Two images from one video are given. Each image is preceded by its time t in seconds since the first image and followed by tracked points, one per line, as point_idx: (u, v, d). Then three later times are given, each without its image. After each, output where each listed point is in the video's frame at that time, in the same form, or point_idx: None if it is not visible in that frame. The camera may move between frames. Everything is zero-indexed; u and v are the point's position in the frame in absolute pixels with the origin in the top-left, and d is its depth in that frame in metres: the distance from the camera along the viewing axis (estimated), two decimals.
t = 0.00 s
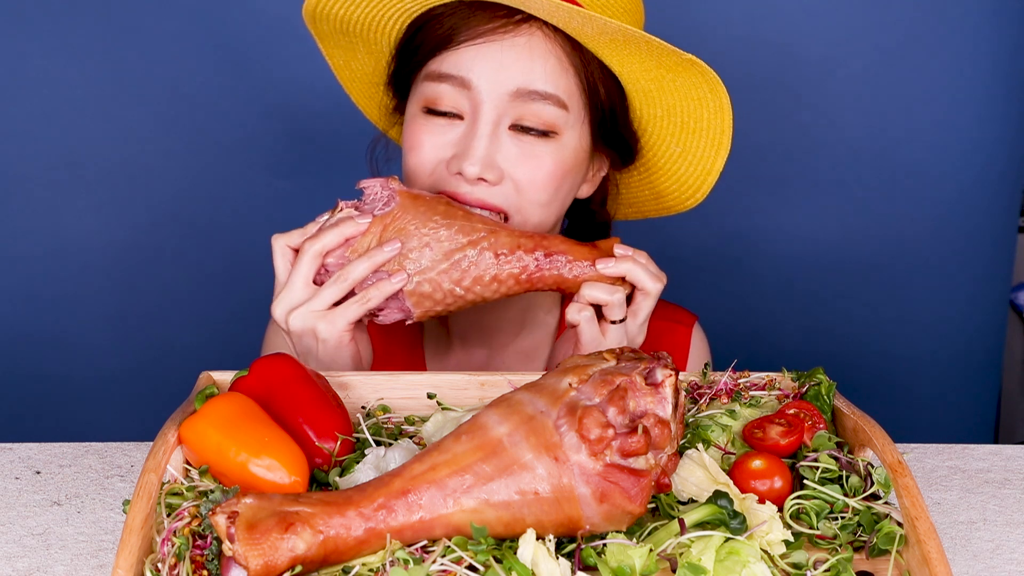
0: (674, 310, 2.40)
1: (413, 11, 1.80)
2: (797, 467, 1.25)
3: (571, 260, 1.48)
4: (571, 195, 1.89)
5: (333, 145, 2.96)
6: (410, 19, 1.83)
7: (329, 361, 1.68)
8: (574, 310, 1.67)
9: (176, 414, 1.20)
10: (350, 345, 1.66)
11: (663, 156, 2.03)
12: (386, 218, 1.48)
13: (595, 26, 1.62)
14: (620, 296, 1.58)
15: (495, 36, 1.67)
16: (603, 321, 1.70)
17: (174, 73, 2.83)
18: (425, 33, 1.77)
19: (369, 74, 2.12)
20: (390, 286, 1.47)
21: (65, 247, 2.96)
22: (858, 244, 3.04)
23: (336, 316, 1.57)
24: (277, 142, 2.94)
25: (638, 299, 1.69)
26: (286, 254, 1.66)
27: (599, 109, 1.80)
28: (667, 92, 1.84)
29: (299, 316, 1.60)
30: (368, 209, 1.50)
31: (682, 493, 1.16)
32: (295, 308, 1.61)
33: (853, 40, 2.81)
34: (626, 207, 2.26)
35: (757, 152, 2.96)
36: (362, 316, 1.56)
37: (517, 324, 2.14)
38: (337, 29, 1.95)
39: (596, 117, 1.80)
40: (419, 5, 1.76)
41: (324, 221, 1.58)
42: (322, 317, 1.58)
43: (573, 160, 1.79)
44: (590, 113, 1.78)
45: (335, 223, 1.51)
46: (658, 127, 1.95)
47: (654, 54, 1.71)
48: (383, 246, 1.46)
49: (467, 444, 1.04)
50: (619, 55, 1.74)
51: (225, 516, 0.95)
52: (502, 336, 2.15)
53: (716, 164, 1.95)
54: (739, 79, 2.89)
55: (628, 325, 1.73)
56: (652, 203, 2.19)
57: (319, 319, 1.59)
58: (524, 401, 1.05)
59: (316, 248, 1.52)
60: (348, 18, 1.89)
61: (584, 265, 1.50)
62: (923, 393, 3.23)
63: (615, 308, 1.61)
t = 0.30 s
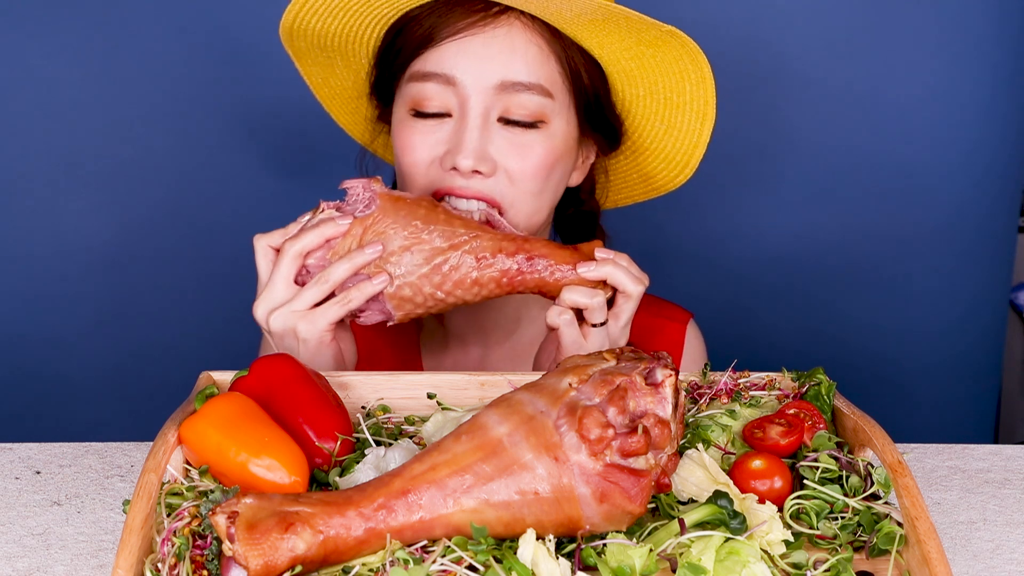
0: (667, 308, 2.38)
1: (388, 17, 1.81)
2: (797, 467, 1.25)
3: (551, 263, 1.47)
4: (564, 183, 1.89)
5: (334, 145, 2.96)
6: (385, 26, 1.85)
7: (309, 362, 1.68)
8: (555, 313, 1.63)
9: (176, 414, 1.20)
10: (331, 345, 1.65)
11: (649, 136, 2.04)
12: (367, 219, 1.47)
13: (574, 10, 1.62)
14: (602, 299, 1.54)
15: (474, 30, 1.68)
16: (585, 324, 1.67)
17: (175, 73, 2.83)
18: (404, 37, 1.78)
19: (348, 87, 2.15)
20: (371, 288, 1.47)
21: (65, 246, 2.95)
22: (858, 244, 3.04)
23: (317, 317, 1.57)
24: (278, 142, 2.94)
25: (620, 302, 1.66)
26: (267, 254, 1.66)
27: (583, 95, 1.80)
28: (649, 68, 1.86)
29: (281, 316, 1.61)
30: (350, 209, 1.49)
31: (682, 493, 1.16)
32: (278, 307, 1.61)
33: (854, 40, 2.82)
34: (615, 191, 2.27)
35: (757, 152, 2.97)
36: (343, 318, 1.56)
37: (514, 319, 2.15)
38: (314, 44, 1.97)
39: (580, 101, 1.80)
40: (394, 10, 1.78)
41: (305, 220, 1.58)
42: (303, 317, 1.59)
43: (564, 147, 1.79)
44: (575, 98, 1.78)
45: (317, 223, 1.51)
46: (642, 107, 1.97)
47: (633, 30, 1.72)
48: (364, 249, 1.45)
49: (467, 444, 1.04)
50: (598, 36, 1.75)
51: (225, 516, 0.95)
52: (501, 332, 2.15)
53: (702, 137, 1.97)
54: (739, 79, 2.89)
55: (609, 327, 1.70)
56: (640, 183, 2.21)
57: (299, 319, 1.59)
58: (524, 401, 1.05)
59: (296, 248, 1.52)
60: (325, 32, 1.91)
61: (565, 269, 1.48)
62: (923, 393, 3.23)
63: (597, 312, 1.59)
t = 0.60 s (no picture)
0: (667, 309, 2.38)
1: (397, 20, 1.82)
2: (797, 467, 1.25)
3: (553, 269, 1.46)
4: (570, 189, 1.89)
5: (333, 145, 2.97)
6: (393, 30, 1.86)
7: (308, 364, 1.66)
8: (558, 321, 1.61)
9: (176, 414, 1.20)
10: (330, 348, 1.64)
11: (654, 137, 2.05)
12: (367, 224, 1.47)
13: (584, 23, 1.63)
14: (603, 306, 1.53)
15: (485, 40, 1.68)
16: (587, 329, 1.65)
17: (175, 73, 2.83)
18: (412, 43, 1.78)
19: (354, 84, 2.14)
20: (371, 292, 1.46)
21: (64, 246, 2.95)
22: (858, 244, 3.04)
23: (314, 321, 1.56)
24: (278, 142, 2.94)
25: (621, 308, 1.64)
26: (267, 255, 1.66)
27: (591, 102, 1.81)
28: (655, 77, 1.86)
29: (280, 318, 1.60)
30: (350, 213, 1.49)
31: (682, 493, 1.16)
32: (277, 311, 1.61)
33: (854, 40, 2.82)
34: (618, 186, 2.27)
35: (757, 152, 2.97)
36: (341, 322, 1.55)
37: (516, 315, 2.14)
38: (319, 43, 1.97)
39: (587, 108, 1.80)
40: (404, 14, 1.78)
41: (306, 222, 1.58)
42: (302, 321, 1.58)
43: (571, 156, 1.79)
44: (582, 105, 1.78)
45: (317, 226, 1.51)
46: (647, 110, 1.97)
47: (642, 43, 1.73)
48: (363, 254, 1.45)
49: (466, 444, 1.04)
50: (607, 45, 1.75)
51: (225, 516, 0.95)
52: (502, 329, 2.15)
53: (706, 141, 1.98)
54: (739, 79, 2.89)
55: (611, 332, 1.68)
56: (643, 180, 2.21)
57: (299, 322, 1.58)
58: (524, 402, 1.05)
59: (296, 251, 1.52)
60: (332, 32, 1.91)
61: (567, 276, 1.47)
62: (923, 394, 3.22)
63: (600, 319, 1.57)
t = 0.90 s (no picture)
0: (669, 309, 2.38)
1: (410, 10, 1.85)
2: (797, 467, 1.25)
3: (555, 292, 1.45)
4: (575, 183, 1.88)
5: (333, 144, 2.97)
6: (404, 21, 1.89)
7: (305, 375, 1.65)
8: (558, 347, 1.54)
9: (176, 414, 1.20)
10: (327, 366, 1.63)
11: (660, 137, 2.05)
12: (364, 252, 1.44)
13: (587, 6, 1.64)
14: (606, 336, 1.50)
15: (490, 26, 1.71)
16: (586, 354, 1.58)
17: (175, 73, 2.84)
18: (420, 31, 1.81)
19: (367, 85, 2.16)
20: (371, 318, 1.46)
21: (64, 246, 2.95)
22: (857, 244, 3.04)
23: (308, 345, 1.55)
24: (278, 142, 2.95)
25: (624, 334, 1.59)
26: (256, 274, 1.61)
27: (596, 95, 1.82)
28: (660, 70, 1.87)
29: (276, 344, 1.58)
30: (346, 237, 1.46)
31: (682, 493, 1.16)
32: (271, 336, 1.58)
33: (853, 40, 2.82)
34: (626, 193, 2.27)
35: (756, 152, 2.97)
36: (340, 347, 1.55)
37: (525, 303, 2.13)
38: (333, 39, 1.99)
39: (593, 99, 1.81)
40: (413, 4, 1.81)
41: (295, 243, 1.54)
42: (300, 348, 1.56)
43: (575, 146, 1.79)
44: (588, 96, 1.79)
45: (310, 251, 1.48)
46: (652, 108, 1.98)
47: (645, 30, 1.74)
48: (360, 281, 1.44)
49: (466, 444, 1.04)
50: (611, 37, 1.76)
51: (225, 516, 0.95)
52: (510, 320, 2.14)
53: (711, 138, 1.98)
54: (739, 79, 2.89)
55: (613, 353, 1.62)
56: (650, 186, 2.21)
57: (296, 349, 1.56)
58: (524, 402, 1.05)
59: (289, 278, 1.49)
60: (344, 25, 1.93)
61: (569, 300, 1.46)
62: (924, 394, 3.22)
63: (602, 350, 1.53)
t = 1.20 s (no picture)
0: (675, 312, 2.41)
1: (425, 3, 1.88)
2: (797, 467, 1.25)
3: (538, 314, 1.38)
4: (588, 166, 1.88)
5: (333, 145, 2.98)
6: (417, 12, 1.92)
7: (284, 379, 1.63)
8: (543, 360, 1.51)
9: (176, 414, 1.20)
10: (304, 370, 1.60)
11: (664, 132, 2.06)
12: (338, 277, 1.37)
13: None
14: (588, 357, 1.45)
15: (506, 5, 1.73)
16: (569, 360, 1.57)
17: (175, 74, 2.84)
18: (432, 21, 1.82)
19: (371, 95, 2.16)
20: (345, 339, 1.42)
21: (64, 245, 2.95)
22: (857, 244, 3.04)
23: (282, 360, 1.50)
24: (278, 142, 2.95)
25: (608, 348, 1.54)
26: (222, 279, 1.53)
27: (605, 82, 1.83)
28: (667, 55, 1.91)
29: (246, 355, 1.53)
30: (316, 259, 1.37)
31: (682, 493, 1.16)
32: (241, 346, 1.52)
33: (853, 40, 2.82)
34: (626, 202, 2.26)
35: (756, 152, 2.97)
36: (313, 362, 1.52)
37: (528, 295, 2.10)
38: (343, 38, 2.00)
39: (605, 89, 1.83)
40: None
41: (259, 256, 1.44)
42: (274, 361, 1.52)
43: (589, 126, 1.80)
44: (601, 85, 1.81)
45: (278, 273, 1.40)
46: (658, 100, 1.99)
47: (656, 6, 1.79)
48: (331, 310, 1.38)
49: (466, 444, 1.04)
50: (621, 17, 1.80)
51: (225, 516, 0.95)
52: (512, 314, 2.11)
53: (716, 127, 1.99)
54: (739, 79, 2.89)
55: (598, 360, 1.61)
56: (651, 189, 2.20)
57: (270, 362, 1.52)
58: (524, 401, 1.05)
59: (258, 300, 1.42)
60: (357, 20, 1.95)
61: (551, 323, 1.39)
62: (924, 394, 3.22)
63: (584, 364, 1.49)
